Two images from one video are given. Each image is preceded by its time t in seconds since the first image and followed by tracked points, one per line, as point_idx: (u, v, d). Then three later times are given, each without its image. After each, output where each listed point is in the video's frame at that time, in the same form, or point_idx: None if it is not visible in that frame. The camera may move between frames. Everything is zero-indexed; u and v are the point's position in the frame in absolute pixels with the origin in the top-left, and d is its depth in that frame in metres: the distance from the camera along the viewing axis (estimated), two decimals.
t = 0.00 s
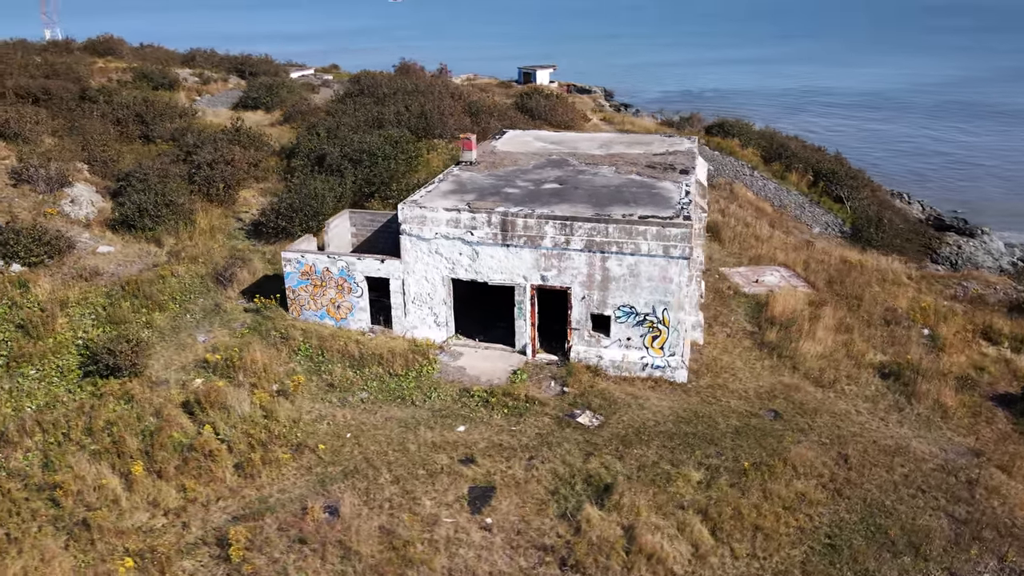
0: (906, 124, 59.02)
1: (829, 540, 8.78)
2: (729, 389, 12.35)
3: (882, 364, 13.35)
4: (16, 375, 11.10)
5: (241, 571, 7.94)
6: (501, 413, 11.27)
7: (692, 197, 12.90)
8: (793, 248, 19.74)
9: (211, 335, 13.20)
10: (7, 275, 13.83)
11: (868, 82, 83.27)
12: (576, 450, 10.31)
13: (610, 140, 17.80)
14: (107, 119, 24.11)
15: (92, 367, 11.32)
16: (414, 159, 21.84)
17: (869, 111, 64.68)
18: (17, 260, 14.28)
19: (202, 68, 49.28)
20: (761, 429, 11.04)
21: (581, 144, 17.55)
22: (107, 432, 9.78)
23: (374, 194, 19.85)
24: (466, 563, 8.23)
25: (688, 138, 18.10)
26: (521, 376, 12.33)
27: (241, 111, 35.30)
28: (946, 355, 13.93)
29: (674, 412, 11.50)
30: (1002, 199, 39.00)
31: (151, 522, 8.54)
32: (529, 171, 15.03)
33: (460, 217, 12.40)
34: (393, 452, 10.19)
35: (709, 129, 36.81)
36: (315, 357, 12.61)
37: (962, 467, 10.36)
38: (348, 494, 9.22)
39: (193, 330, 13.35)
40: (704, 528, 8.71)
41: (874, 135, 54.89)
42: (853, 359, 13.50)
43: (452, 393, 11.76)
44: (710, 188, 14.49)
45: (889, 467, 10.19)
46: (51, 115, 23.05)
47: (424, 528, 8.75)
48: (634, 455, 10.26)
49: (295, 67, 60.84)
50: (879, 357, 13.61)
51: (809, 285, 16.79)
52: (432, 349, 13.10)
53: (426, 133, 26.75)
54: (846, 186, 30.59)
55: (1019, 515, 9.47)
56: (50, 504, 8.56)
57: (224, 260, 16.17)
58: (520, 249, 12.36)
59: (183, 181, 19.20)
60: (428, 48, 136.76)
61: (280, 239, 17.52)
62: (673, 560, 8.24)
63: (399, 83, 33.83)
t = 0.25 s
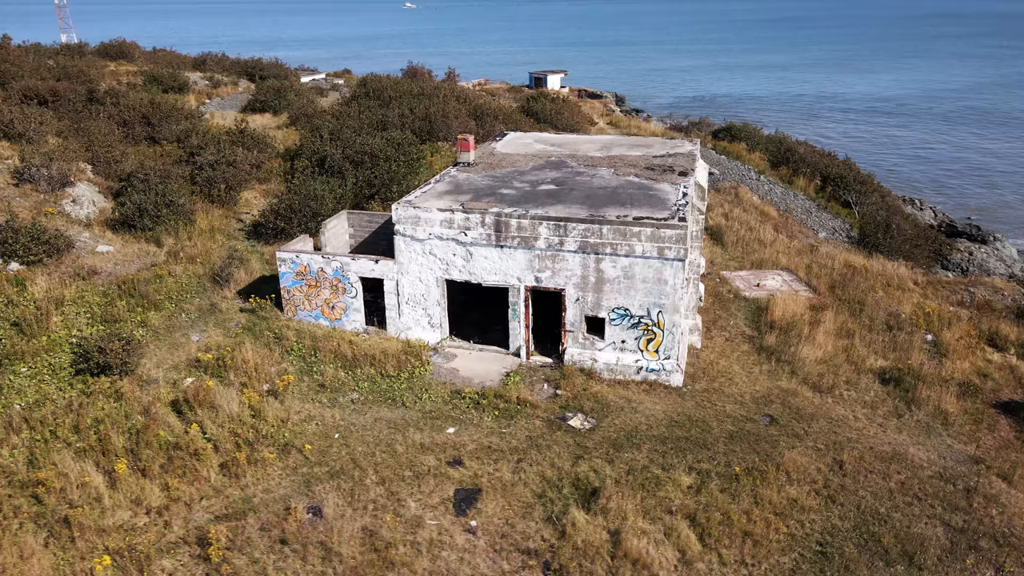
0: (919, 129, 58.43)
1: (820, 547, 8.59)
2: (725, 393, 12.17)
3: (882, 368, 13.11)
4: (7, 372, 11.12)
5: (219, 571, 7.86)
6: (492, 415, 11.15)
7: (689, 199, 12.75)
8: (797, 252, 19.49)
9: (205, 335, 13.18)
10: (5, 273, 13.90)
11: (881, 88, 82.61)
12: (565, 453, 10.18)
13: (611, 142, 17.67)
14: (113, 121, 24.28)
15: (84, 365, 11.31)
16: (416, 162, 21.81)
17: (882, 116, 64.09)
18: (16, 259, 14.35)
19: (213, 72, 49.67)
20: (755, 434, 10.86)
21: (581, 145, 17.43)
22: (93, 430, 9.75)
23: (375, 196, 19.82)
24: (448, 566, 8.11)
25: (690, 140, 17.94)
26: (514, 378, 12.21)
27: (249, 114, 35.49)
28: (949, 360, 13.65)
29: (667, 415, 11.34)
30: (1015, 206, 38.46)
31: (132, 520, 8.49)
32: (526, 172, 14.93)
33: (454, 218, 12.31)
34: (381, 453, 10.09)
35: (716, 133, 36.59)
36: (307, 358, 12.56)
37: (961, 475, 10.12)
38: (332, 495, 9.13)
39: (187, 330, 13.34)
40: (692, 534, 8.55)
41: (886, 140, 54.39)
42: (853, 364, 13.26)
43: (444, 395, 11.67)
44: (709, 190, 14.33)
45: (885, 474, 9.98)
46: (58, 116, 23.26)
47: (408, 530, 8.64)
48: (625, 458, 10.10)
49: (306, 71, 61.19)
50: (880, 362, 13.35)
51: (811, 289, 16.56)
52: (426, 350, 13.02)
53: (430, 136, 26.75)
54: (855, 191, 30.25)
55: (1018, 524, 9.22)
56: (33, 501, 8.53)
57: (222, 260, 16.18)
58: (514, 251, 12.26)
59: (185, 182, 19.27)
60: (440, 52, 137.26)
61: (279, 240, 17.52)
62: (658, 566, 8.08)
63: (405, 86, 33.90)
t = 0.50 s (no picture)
0: (932, 134, 57.84)
1: (811, 555, 8.41)
2: (721, 398, 12.00)
3: (883, 374, 12.87)
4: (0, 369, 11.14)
5: (199, 570, 7.79)
6: (482, 417, 11.04)
7: (686, 201, 12.61)
8: (801, 257, 19.25)
9: (199, 335, 13.17)
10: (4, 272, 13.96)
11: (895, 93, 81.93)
12: (555, 456, 10.04)
13: (612, 144, 17.55)
14: (120, 122, 24.45)
15: (76, 364, 11.31)
16: (418, 164, 21.79)
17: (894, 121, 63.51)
18: (15, 257, 14.42)
19: (223, 76, 50.01)
20: (749, 439, 10.68)
21: (582, 148, 17.32)
22: (81, 428, 9.72)
23: (375, 197, 19.80)
24: (429, 568, 8.00)
25: (691, 143, 17.79)
26: (507, 380, 12.10)
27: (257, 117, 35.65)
28: (953, 366, 13.38)
29: (661, 419, 11.19)
30: None
31: (115, 518, 8.44)
32: (524, 173, 14.84)
33: (448, 218, 12.24)
34: (368, 454, 10.00)
35: (724, 138, 36.34)
36: (300, 358, 12.51)
37: (960, 483, 9.89)
38: (317, 496, 9.05)
39: (182, 330, 13.33)
40: (679, 539, 8.39)
41: (898, 145, 53.87)
42: (853, 369, 13.04)
43: (435, 396, 11.58)
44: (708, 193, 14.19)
45: (881, 481, 9.77)
46: (65, 118, 23.44)
47: (391, 532, 8.54)
48: (615, 462, 9.96)
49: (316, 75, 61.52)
50: (881, 367, 13.12)
51: (813, 294, 16.33)
52: (419, 352, 12.94)
53: (434, 139, 26.74)
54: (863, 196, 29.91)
55: (1017, 534, 8.98)
56: (17, 498, 8.50)
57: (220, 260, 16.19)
58: (508, 252, 12.17)
59: (187, 183, 19.33)
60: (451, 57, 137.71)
61: (279, 241, 17.52)
62: (644, 572, 7.92)
63: (412, 89, 33.95)
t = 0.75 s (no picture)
0: (946, 139, 57.20)
1: (801, 562, 8.22)
2: (717, 402, 11.82)
3: (883, 379, 12.64)
4: None
5: (179, 569, 7.73)
6: (473, 419, 10.94)
7: (683, 203, 12.46)
8: (805, 261, 19.01)
9: (194, 334, 13.16)
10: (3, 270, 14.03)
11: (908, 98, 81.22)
12: (545, 459, 9.91)
13: (613, 147, 17.43)
14: (126, 124, 24.62)
15: (69, 362, 11.32)
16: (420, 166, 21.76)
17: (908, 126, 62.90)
18: (14, 256, 14.49)
19: (234, 80, 50.35)
20: (744, 444, 10.50)
21: (583, 150, 17.21)
22: (69, 426, 9.70)
23: (376, 199, 19.78)
24: (411, 571, 7.89)
25: (694, 145, 17.63)
26: (500, 382, 11.99)
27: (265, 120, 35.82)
28: (956, 372, 13.12)
29: (654, 423, 11.03)
30: None
31: (98, 516, 8.39)
32: (522, 174, 14.75)
33: (442, 219, 12.17)
34: (356, 455, 9.90)
35: (732, 142, 36.11)
36: (293, 358, 12.46)
37: (958, 491, 9.66)
38: (301, 496, 8.96)
39: (177, 329, 13.33)
40: (667, 545, 8.23)
41: (910, 150, 53.30)
42: (853, 374, 12.81)
43: (427, 398, 11.48)
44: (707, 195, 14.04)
45: (878, 488, 9.56)
46: (72, 119, 23.63)
47: (375, 534, 8.44)
48: (606, 466, 9.81)
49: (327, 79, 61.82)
50: (882, 373, 12.88)
51: (815, 298, 16.10)
52: (413, 353, 12.85)
53: (438, 141, 26.72)
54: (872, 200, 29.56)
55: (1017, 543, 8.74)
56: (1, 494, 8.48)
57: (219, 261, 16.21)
58: (502, 253, 12.07)
59: (190, 184, 19.40)
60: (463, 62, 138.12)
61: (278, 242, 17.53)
62: None
63: (418, 92, 33.99)
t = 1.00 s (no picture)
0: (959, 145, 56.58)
1: (791, 570, 8.05)
2: (712, 407, 11.66)
3: (884, 385, 12.41)
4: None
5: (159, 570, 7.67)
6: (464, 421, 10.84)
7: (680, 205, 12.32)
8: (809, 266, 18.77)
9: (189, 335, 13.16)
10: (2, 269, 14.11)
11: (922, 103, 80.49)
12: (534, 463, 9.80)
13: (614, 149, 17.30)
14: (133, 126, 24.77)
15: (62, 361, 11.33)
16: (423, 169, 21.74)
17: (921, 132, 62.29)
18: (14, 256, 14.57)
19: (245, 84, 50.69)
20: (738, 450, 10.33)
21: (584, 152, 17.10)
22: (57, 424, 9.69)
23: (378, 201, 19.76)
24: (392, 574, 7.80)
25: (696, 148, 17.48)
26: (494, 385, 11.88)
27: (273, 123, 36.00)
28: (960, 379, 12.86)
29: (647, 428, 10.88)
30: None
31: (81, 515, 8.35)
32: (520, 176, 14.68)
33: (437, 220, 12.11)
34: (344, 456, 9.83)
35: (740, 147, 35.88)
36: (287, 359, 12.42)
37: (957, 500, 9.44)
38: (287, 497, 8.90)
39: (173, 329, 13.34)
40: (653, 551, 8.09)
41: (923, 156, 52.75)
42: (853, 380, 12.60)
43: (418, 400, 11.40)
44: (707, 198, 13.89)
45: (873, 496, 9.37)
46: (80, 122, 23.83)
47: (359, 536, 8.36)
48: (596, 471, 9.68)
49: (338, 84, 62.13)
50: (884, 379, 12.66)
51: (818, 303, 15.88)
52: (408, 355, 12.78)
53: (443, 145, 26.71)
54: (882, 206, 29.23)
55: (1015, 554, 8.52)
56: None
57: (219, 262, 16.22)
58: (496, 254, 11.99)
59: (192, 186, 19.48)
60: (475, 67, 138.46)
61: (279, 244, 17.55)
62: None
63: (425, 96, 34.05)
